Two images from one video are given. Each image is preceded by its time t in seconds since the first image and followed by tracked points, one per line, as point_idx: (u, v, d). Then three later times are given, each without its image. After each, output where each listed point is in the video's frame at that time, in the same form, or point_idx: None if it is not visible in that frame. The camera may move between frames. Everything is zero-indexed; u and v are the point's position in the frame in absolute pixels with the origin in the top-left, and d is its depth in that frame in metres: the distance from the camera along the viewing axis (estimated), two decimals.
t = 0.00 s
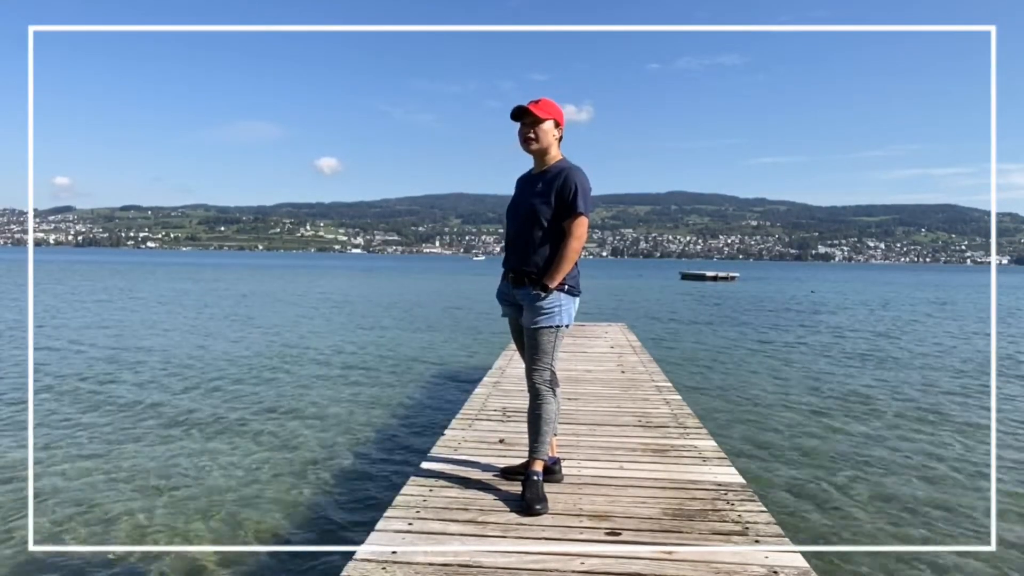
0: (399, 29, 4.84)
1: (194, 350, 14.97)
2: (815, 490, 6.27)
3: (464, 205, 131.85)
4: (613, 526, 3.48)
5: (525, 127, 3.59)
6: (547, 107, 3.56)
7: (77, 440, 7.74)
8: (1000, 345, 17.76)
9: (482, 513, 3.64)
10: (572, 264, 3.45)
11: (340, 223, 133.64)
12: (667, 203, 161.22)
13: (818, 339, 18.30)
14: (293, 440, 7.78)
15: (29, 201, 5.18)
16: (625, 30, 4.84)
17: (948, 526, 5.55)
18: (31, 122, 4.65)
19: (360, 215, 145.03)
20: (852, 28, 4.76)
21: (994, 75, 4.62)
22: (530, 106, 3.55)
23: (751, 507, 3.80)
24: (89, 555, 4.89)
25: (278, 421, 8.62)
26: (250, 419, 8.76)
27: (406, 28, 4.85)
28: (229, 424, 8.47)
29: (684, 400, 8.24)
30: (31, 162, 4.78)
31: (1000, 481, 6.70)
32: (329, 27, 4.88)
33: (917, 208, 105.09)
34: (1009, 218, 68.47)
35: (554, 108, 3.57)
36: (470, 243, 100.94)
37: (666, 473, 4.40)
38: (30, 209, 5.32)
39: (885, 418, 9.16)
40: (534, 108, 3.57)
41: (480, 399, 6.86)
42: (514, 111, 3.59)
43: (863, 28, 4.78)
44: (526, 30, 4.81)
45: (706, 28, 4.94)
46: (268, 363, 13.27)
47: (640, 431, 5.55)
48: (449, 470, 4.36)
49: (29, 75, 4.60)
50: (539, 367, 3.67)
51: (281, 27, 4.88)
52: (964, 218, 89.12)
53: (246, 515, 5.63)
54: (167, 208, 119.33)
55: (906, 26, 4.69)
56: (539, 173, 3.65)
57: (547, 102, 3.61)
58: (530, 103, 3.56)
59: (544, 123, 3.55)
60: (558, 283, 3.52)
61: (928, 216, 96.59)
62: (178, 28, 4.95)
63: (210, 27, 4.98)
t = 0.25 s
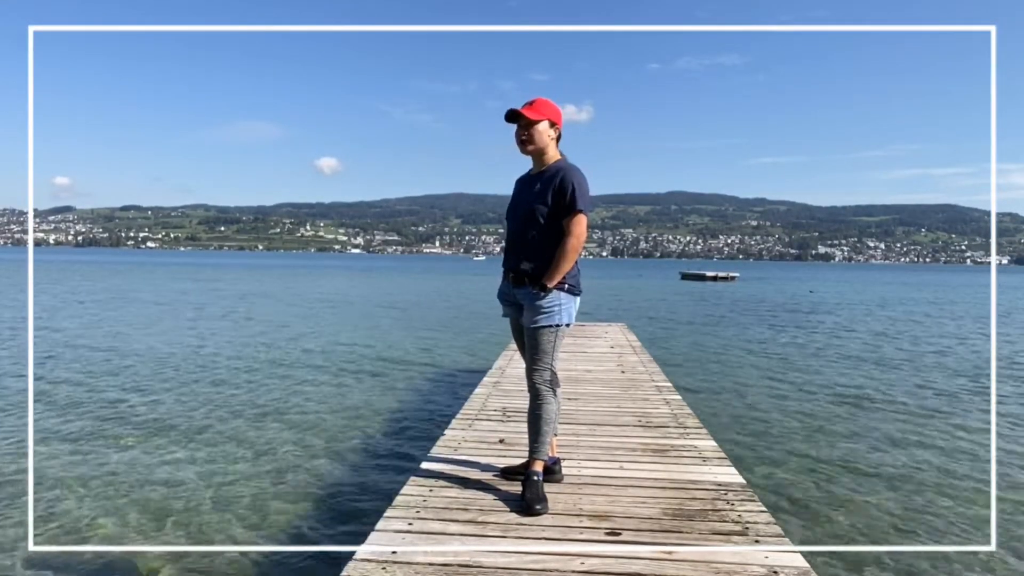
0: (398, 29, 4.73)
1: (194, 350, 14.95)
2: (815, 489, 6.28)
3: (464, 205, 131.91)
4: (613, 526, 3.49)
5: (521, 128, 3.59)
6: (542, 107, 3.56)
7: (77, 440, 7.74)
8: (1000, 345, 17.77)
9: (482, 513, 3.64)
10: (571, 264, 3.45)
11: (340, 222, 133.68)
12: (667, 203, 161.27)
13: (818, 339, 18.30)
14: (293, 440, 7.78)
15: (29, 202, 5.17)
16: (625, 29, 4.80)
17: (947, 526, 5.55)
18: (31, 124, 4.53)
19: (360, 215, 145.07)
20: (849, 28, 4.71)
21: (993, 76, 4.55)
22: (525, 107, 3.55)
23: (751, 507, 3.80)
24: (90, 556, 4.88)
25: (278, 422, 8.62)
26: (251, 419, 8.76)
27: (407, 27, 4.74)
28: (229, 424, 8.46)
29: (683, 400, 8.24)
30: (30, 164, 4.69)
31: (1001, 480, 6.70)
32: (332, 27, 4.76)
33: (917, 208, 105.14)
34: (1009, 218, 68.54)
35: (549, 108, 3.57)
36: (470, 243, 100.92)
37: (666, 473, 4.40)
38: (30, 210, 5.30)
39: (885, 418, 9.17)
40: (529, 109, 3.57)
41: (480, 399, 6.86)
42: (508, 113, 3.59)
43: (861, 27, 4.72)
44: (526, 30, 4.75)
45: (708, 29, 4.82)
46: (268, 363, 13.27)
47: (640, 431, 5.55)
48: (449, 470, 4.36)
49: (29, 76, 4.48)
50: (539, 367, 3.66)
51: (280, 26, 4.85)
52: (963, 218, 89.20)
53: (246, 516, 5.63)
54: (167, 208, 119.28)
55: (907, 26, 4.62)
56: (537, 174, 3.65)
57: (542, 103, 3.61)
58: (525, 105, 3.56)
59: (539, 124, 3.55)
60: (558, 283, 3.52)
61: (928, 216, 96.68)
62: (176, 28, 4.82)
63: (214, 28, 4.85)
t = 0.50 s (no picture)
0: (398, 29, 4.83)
1: (194, 350, 14.95)
2: (814, 490, 6.26)
3: (464, 205, 131.91)
4: (613, 526, 3.48)
5: (519, 128, 3.59)
6: (541, 107, 3.56)
7: (78, 440, 7.74)
8: (1000, 345, 17.76)
9: (482, 513, 3.64)
10: (570, 263, 3.45)
11: (340, 223, 133.68)
12: (668, 203, 161.27)
13: (819, 339, 18.30)
14: (294, 440, 7.78)
15: (30, 201, 5.17)
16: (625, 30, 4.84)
17: (947, 525, 5.54)
18: (31, 120, 4.66)
19: (360, 215, 145.04)
20: (853, 28, 4.81)
21: (993, 75, 4.65)
22: (523, 107, 3.55)
23: (751, 507, 3.80)
24: (91, 554, 4.88)
25: (278, 422, 8.61)
26: (251, 418, 8.76)
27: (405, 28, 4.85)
28: (229, 425, 8.46)
29: (684, 400, 8.24)
30: (31, 161, 4.79)
31: (1002, 481, 6.69)
32: (327, 27, 4.90)
33: (917, 208, 105.09)
34: (1009, 218, 68.56)
35: (547, 108, 3.57)
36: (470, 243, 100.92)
37: (666, 473, 4.40)
38: (31, 209, 5.30)
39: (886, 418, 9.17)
40: (527, 109, 3.57)
41: (481, 399, 6.86)
42: (507, 113, 3.59)
43: (863, 28, 4.81)
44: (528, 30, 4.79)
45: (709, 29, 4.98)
46: (269, 363, 13.27)
47: (640, 431, 5.55)
48: (449, 470, 4.36)
49: (29, 74, 4.61)
50: (539, 367, 3.67)
51: (281, 27, 4.87)
52: (963, 218, 89.20)
53: (246, 515, 5.63)
54: (167, 208, 119.31)
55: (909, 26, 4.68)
56: (536, 174, 3.65)
57: (540, 102, 3.62)
58: (523, 105, 3.57)
59: (537, 124, 3.55)
60: (558, 282, 3.52)
61: (928, 216, 96.67)
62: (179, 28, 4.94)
63: (208, 28, 4.99)
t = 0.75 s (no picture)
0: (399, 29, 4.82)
1: (194, 350, 14.94)
2: (814, 490, 6.27)
3: (464, 205, 131.90)
4: (613, 526, 3.49)
5: (519, 128, 3.59)
6: (541, 107, 3.56)
7: (78, 439, 7.73)
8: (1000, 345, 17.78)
9: (482, 513, 3.64)
10: (569, 263, 3.45)
11: (340, 222, 133.66)
12: (668, 203, 161.25)
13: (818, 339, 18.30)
14: (294, 440, 7.78)
15: (30, 202, 5.15)
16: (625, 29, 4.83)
17: (947, 526, 5.54)
18: (31, 123, 4.59)
19: (359, 215, 145.01)
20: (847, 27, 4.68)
21: (993, 74, 4.61)
22: (523, 107, 3.55)
23: (751, 507, 3.80)
24: (91, 555, 4.88)
25: (280, 421, 8.62)
26: (252, 418, 8.76)
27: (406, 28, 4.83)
28: (230, 424, 8.45)
29: (684, 401, 8.24)
30: (30, 161, 4.77)
31: (1002, 481, 6.69)
32: (330, 28, 4.83)
33: (917, 208, 105.09)
34: (1009, 218, 68.60)
35: (547, 108, 3.57)
36: (470, 243, 100.89)
37: (666, 473, 4.40)
38: (31, 210, 5.28)
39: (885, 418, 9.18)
40: (527, 109, 3.57)
41: (480, 399, 6.86)
42: (507, 113, 3.58)
43: (864, 26, 4.76)
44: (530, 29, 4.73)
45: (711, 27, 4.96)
46: (269, 363, 13.26)
47: (640, 431, 5.55)
48: (449, 470, 4.36)
49: (29, 76, 4.53)
50: (538, 367, 3.67)
51: (281, 26, 4.86)
52: (963, 218, 89.25)
53: (246, 515, 5.62)
54: (167, 208, 119.24)
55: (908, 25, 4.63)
56: (535, 174, 3.65)
57: (540, 102, 3.62)
58: (523, 105, 3.56)
59: (537, 123, 3.55)
60: (557, 282, 3.52)
61: (928, 216, 96.69)
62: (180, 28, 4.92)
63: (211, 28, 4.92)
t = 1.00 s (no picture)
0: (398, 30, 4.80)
1: (194, 350, 14.95)
2: (814, 490, 6.27)
3: (464, 205, 131.92)
4: (613, 526, 3.48)
5: (520, 128, 3.59)
6: (541, 107, 3.56)
7: (79, 439, 7.73)
8: (1000, 345, 17.79)
9: (482, 513, 3.64)
10: (570, 263, 3.45)
11: (340, 222, 133.71)
12: (668, 203, 161.29)
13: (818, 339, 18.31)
14: (295, 440, 7.77)
15: (30, 201, 5.16)
16: (626, 29, 4.83)
17: (947, 526, 5.54)
18: (31, 120, 4.68)
19: (359, 215, 145.01)
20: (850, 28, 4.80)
21: (993, 77, 4.65)
22: (524, 107, 3.55)
23: (751, 507, 3.80)
24: (91, 555, 4.88)
25: (280, 421, 8.62)
26: (252, 419, 8.76)
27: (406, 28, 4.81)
28: (230, 425, 8.44)
29: (684, 400, 8.24)
30: (31, 161, 4.77)
31: (1003, 481, 6.69)
32: (325, 27, 4.91)
33: (917, 208, 105.09)
34: (1009, 218, 68.61)
35: (548, 108, 3.57)
36: (470, 243, 100.89)
37: (666, 473, 4.40)
38: (31, 209, 5.29)
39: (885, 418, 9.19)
40: (528, 109, 3.57)
41: (480, 399, 6.86)
42: (508, 113, 3.59)
43: (864, 27, 4.82)
44: (530, 30, 4.79)
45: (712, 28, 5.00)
46: (270, 363, 13.27)
47: (640, 431, 5.55)
48: (449, 470, 4.36)
49: (29, 74, 4.63)
50: (539, 367, 3.66)
51: (281, 27, 4.86)
52: (963, 218, 89.25)
53: (246, 516, 5.62)
54: (167, 208, 119.23)
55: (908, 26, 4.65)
56: (536, 174, 3.65)
57: (541, 103, 3.62)
58: (524, 105, 3.56)
59: (538, 124, 3.55)
60: (558, 282, 3.52)
61: (928, 216, 96.70)
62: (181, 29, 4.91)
63: (206, 27, 4.98)
